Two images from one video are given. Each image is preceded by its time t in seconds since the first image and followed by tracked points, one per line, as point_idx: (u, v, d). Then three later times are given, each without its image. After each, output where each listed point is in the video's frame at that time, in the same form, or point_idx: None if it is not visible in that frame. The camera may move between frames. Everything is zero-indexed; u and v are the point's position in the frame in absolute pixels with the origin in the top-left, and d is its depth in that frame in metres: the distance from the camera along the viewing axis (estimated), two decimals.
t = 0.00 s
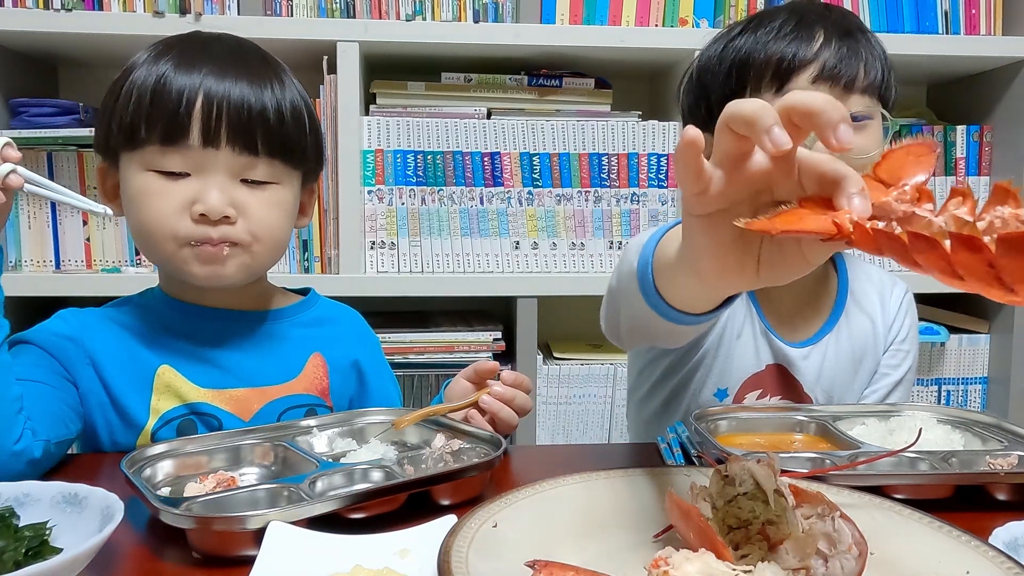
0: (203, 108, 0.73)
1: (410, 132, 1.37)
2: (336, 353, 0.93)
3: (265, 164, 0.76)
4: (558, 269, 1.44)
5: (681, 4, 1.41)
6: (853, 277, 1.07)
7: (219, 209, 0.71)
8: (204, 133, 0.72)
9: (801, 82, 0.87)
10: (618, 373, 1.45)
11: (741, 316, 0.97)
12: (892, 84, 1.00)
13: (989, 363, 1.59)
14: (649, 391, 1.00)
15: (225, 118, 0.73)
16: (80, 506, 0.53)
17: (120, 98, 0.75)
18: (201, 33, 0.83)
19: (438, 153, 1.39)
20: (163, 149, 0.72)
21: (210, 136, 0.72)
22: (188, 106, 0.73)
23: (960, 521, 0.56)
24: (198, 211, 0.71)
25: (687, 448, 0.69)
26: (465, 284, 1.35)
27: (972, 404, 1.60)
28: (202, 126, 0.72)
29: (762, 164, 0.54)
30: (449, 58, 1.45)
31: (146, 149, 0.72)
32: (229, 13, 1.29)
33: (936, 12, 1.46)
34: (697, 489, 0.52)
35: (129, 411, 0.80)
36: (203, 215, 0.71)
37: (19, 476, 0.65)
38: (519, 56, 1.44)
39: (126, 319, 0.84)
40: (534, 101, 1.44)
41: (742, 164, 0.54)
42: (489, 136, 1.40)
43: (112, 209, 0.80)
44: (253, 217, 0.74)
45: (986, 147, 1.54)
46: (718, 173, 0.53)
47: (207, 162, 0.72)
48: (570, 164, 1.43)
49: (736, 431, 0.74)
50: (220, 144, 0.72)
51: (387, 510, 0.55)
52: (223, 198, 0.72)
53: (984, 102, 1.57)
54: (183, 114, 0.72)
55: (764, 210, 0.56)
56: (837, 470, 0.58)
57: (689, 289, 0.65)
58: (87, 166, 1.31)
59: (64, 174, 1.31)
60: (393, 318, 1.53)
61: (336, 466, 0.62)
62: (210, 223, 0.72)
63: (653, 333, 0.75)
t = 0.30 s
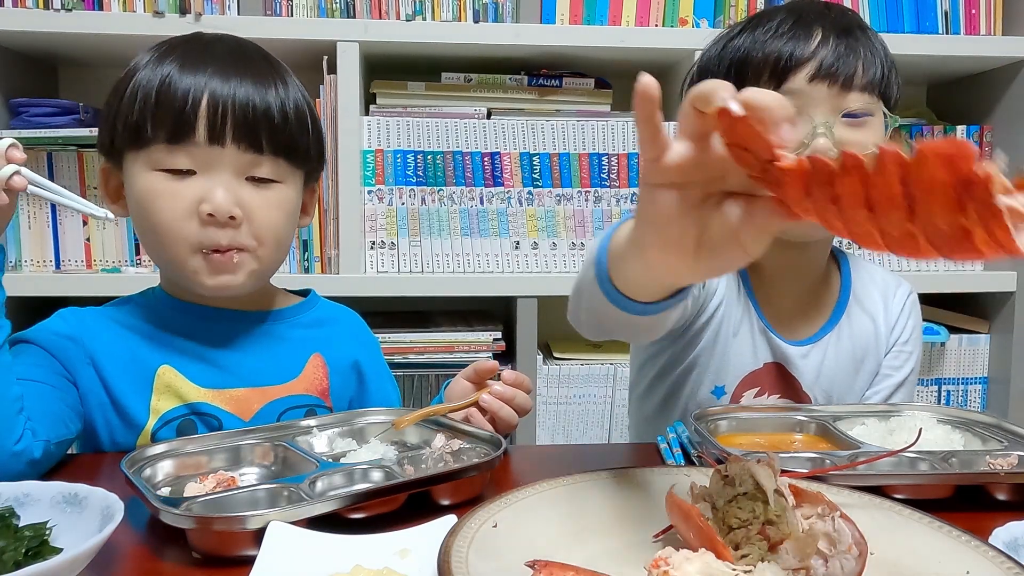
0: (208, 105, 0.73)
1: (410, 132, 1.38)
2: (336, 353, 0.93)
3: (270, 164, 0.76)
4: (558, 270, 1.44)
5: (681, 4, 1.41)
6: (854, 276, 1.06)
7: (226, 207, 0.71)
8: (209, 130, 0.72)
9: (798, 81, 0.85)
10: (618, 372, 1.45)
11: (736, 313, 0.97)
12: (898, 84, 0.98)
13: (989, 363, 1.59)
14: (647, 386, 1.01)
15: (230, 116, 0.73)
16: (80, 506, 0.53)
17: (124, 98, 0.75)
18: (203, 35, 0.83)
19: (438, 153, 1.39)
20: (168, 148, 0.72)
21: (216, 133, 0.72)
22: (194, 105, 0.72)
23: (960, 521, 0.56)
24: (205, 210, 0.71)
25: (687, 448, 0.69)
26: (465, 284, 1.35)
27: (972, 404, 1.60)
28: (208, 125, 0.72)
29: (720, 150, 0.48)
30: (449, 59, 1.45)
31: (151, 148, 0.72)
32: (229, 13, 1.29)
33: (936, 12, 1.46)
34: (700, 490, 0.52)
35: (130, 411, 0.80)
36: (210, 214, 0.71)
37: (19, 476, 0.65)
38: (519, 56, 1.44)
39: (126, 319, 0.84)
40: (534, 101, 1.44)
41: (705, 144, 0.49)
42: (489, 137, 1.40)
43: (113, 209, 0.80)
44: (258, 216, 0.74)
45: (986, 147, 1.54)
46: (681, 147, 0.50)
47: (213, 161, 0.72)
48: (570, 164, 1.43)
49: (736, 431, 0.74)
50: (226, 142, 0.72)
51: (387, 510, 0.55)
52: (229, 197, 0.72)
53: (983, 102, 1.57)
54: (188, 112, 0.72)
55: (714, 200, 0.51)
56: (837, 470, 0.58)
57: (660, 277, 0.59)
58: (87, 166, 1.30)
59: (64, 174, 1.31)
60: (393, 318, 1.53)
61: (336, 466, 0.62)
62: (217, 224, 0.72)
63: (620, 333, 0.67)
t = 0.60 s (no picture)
0: (209, 105, 0.73)
1: (410, 132, 1.37)
2: (336, 354, 0.93)
3: (271, 161, 0.76)
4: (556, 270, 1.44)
5: (681, 4, 1.41)
6: (859, 276, 1.06)
7: (226, 204, 0.71)
8: (210, 129, 0.72)
9: (776, 87, 0.86)
10: (618, 372, 1.45)
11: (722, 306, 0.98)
12: (896, 80, 0.97)
13: (989, 363, 1.59)
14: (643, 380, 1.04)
15: (231, 115, 0.73)
16: (80, 506, 0.53)
17: (125, 98, 0.75)
18: (204, 35, 0.83)
19: (438, 153, 1.39)
20: (170, 147, 0.72)
21: (217, 132, 0.72)
22: (195, 104, 0.72)
23: (960, 521, 0.56)
24: (205, 208, 0.71)
25: (687, 448, 0.69)
26: (465, 284, 1.35)
27: (972, 404, 1.60)
28: (208, 124, 0.72)
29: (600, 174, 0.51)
30: (449, 58, 1.45)
31: (153, 147, 0.72)
32: (229, 13, 1.29)
33: (936, 12, 1.46)
34: (699, 489, 0.51)
35: (129, 411, 0.80)
36: (209, 210, 0.71)
37: (19, 476, 0.65)
38: (518, 56, 1.44)
39: (126, 319, 0.84)
40: (534, 101, 1.44)
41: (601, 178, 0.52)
42: (489, 137, 1.40)
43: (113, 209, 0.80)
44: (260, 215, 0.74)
45: (986, 147, 1.53)
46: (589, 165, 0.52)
47: (213, 160, 0.72)
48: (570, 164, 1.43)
49: (736, 431, 0.74)
50: (227, 140, 0.72)
51: (387, 510, 0.55)
52: (229, 194, 0.72)
53: (983, 102, 1.57)
54: (189, 111, 0.72)
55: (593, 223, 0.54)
56: (837, 470, 0.58)
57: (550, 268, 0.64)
58: (87, 166, 1.30)
59: (64, 174, 1.31)
60: (394, 318, 1.53)
61: (336, 466, 0.62)
62: (216, 218, 0.72)
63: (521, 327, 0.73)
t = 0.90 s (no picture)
0: (206, 105, 0.73)
1: (410, 132, 1.37)
2: (335, 354, 0.93)
3: (270, 160, 0.76)
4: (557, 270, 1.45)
5: (681, 4, 1.41)
6: (854, 272, 1.07)
7: (226, 205, 0.71)
8: (208, 129, 0.72)
9: (744, 93, 0.88)
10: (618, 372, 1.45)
11: (716, 293, 1.03)
12: (880, 73, 0.97)
13: (989, 363, 1.59)
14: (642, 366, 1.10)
15: (229, 114, 0.73)
16: (80, 506, 0.53)
17: (123, 100, 0.75)
18: (201, 35, 0.83)
19: (438, 153, 1.39)
20: (169, 148, 0.72)
21: (215, 132, 0.72)
22: (193, 105, 0.73)
23: (960, 521, 0.56)
24: (206, 209, 0.71)
25: (687, 448, 0.69)
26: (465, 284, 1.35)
27: (972, 404, 1.60)
28: (207, 124, 0.72)
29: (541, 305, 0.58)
30: (449, 59, 1.45)
31: (152, 148, 0.72)
32: (229, 13, 1.29)
33: (936, 12, 1.46)
34: (698, 489, 0.51)
35: (129, 411, 0.80)
36: (211, 212, 0.71)
37: (19, 476, 0.65)
38: (518, 56, 1.44)
39: (126, 318, 0.84)
40: (534, 101, 1.44)
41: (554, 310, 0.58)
42: (489, 136, 1.40)
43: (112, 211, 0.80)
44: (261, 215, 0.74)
45: (986, 147, 1.53)
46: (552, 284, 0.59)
47: (212, 159, 0.72)
48: (570, 164, 1.42)
49: (736, 431, 0.74)
50: (225, 140, 0.72)
51: (387, 510, 0.55)
52: (230, 194, 0.72)
53: (984, 102, 1.57)
54: (187, 112, 0.72)
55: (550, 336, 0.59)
56: (838, 470, 0.58)
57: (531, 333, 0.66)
58: (87, 166, 1.30)
59: (64, 174, 1.31)
60: (394, 318, 1.53)
61: (336, 465, 0.62)
62: (219, 222, 0.72)
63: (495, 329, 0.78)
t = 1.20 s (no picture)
0: (221, 116, 0.72)
1: (410, 132, 1.37)
2: (334, 351, 0.93)
3: (280, 172, 0.76)
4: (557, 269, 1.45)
5: (681, 4, 1.41)
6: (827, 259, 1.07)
7: (238, 216, 0.72)
8: (223, 141, 0.72)
9: (723, 81, 0.90)
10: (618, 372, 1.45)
11: (698, 277, 1.03)
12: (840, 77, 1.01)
13: (989, 363, 1.59)
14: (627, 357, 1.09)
15: (243, 126, 0.73)
16: (80, 506, 0.53)
17: (129, 105, 0.74)
18: (205, 38, 0.82)
19: (438, 154, 1.39)
20: (181, 160, 0.72)
21: (229, 145, 0.72)
22: (207, 115, 0.72)
23: (960, 521, 0.56)
24: (218, 218, 0.72)
25: (687, 449, 0.70)
26: (465, 285, 1.35)
27: (972, 404, 1.60)
28: (222, 136, 0.72)
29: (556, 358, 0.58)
30: (449, 59, 1.44)
31: (163, 160, 0.72)
32: (229, 13, 1.29)
33: (936, 12, 1.46)
34: (698, 489, 0.51)
35: (128, 410, 0.80)
36: (222, 221, 0.72)
37: (19, 476, 0.65)
38: (518, 57, 1.44)
39: (124, 316, 0.84)
40: (534, 101, 1.44)
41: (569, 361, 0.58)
42: (489, 136, 1.40)
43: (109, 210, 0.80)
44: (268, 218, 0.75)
45: (986, 147, 1.53)
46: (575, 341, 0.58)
47: (225, 171, 0.72)
48: (570, 165, 1.42)
49: (736, 431, 0.74)
50: (239, 153, 0.73)
51: (387, 510, 0.55)
52: (240, 205, 0.73)
53: (984, 101, 1.57)
54: (202, 122, 0.72)
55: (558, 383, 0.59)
56: (837, 470, 0.58)
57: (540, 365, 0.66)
58: (87, 166, 1.30)
59: (64, 174, 1.31)
60: (394, 318, 1.53)
61: (336, 465, 0.62)
62: (230, 228, 0.73)
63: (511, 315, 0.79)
